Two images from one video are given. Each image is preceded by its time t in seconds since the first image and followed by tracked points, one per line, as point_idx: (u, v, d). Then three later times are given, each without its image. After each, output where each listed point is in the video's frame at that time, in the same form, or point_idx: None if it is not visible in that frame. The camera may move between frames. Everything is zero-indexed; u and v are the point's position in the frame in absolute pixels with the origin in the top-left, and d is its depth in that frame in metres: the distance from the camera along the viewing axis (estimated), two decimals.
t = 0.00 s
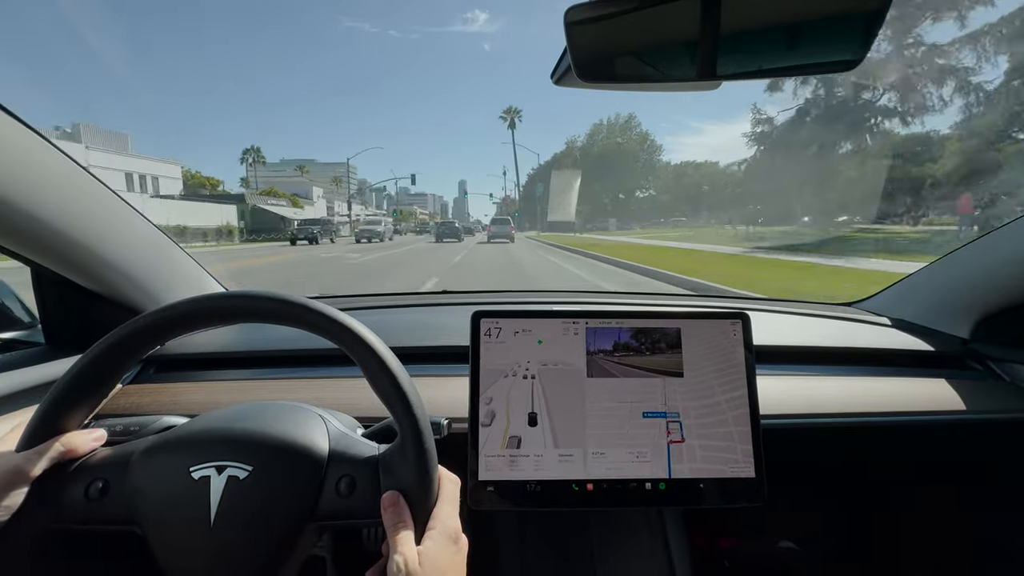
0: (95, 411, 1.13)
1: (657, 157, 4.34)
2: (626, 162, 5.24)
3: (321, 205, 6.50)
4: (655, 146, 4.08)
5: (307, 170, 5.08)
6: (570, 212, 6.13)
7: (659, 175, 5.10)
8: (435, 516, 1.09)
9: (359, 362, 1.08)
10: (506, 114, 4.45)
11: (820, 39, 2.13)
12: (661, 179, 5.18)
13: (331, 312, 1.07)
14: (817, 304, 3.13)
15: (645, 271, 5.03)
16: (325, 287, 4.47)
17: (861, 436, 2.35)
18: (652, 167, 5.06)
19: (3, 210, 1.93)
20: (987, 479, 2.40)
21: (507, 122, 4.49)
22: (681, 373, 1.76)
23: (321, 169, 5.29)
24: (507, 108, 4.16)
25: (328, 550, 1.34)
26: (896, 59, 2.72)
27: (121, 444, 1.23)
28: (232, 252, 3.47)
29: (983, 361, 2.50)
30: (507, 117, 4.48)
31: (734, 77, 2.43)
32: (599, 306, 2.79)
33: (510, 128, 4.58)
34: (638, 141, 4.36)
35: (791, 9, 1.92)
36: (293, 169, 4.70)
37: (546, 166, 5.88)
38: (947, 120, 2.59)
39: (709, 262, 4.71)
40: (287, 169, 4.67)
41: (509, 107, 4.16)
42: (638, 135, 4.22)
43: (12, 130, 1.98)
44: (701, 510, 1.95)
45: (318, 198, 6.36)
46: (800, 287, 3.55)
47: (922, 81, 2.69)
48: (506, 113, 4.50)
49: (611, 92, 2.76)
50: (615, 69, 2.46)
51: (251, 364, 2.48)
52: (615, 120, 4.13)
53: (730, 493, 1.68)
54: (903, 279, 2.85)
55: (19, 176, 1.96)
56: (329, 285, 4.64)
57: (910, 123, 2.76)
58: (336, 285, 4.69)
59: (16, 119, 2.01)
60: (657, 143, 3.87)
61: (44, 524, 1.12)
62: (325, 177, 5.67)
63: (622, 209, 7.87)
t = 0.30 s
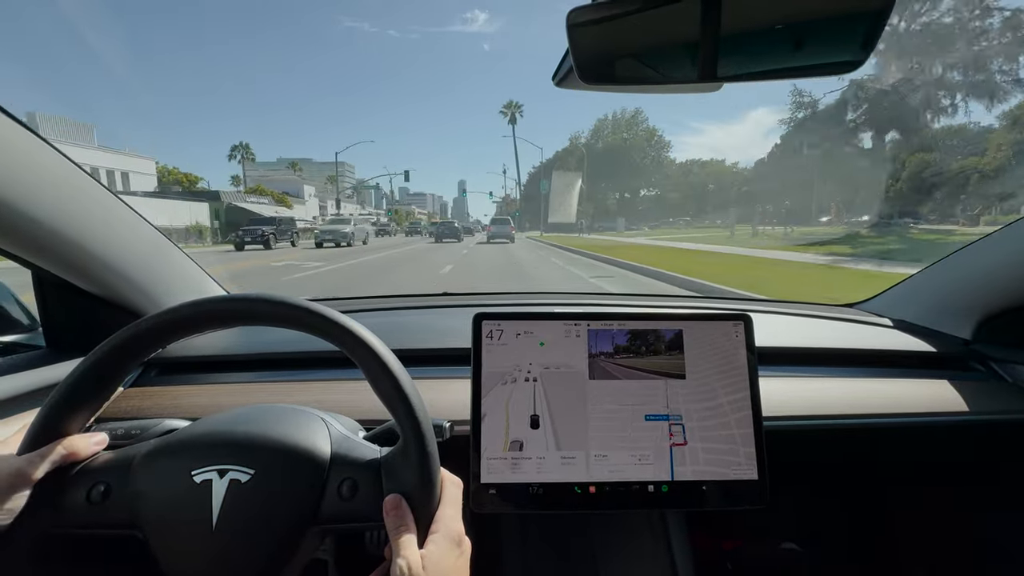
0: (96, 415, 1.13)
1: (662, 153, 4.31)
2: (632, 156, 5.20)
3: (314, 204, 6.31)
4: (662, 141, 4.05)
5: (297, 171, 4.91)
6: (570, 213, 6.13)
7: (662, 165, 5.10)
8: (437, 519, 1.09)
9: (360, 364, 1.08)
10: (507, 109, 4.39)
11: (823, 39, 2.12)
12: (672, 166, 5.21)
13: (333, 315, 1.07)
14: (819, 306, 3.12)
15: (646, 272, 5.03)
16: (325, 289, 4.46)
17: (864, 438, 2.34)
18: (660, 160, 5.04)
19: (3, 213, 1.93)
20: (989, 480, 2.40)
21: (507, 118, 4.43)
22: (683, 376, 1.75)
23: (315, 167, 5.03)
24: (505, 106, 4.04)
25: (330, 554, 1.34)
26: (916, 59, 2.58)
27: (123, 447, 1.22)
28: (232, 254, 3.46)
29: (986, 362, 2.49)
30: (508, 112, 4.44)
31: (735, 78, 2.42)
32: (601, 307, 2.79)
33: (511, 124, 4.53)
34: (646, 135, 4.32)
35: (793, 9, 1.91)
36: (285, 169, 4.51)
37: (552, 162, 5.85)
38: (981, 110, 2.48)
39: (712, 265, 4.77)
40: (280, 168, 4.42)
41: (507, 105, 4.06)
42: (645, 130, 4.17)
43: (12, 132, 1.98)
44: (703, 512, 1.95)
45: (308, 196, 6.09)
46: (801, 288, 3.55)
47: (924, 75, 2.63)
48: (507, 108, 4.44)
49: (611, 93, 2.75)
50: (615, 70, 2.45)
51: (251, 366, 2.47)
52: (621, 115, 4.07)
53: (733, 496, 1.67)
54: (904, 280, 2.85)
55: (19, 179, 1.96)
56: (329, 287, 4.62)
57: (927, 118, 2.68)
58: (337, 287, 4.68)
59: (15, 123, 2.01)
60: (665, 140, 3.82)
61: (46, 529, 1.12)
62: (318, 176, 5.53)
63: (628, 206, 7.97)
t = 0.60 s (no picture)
0: (97, 415, 1.13)
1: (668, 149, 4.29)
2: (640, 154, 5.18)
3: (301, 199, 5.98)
4: (670, 136, 4.02)
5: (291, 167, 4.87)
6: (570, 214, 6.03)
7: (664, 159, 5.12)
8: (438, 517, 1.09)
9: (361, 364, 1.08)
10: (510, 101, 4.29)
11: (822, 40, 2.12)
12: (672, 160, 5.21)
13: (333, 315, 1.07)
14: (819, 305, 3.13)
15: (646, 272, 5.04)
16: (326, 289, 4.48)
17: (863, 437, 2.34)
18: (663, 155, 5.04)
19: (6, 214, 1.94)
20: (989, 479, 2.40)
21: (508, 112, 4.37)
22: (682, 376, 1.75)
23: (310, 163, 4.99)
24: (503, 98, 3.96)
25: (330, 553, 1.34)
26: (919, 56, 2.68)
27: (123, 446, 1.23)
28: (232, 253, 3.47)
29: (986, 361, 2.49)
30: (508, 108, 4.40)
31: (736, 78, 2.43)
32: (601, 307, 2.79)
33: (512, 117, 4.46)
34: (654, 130, 4.31)
35: (792, 10, 1.92)
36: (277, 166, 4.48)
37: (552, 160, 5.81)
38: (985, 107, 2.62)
39: (712, 266, 4.77)
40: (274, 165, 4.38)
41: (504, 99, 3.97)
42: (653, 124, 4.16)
43: (17, 134, 1.99)
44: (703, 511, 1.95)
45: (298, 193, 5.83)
46: (801, 288, 3.56)
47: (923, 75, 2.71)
48: (508, 102, 4.35)
49: (611, 93, 2.76)
50: (616, 70, 2.45)
51: (252, 366, 2.48)
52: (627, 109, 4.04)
53: (733, 496, 1.68)
54: (903, 280, 2.86)
55: (22, 180, 1.96)
56: (329, 287, 4.63)
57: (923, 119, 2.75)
58: (338, 286, 4.70)
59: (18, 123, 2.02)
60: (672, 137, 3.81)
61: (46, 528, 1.12)
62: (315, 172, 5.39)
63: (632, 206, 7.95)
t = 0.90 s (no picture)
0: (96, 413, 1.13)
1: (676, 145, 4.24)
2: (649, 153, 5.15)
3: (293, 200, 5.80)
4: (679, 132, 3.98)
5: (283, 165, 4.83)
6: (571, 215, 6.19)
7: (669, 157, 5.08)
8: (437, 515, 1.09)
9: (359, 363, 1.08)
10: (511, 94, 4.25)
11: (820, 42, 2.13)
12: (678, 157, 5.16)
13: (332, 314, 1.07)
14: (819, 305, 3.13)
15: (646, 272, 5.04)
16: (325, 288, 4.48)
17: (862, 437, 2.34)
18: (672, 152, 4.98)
19: (4, 214, 1.94)
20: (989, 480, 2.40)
21: (506, 106, 4.29)
22: (682, 376, 1.76)
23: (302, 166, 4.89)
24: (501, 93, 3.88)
25: (329, 552, 1.34)
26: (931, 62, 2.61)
27: (123, 445, 1.23)
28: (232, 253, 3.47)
29: (986, 362, 2.49)
30: (508, 102, 4.36)
31: (735, 78, 2.43)
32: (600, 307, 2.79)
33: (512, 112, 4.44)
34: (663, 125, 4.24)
35: (790, 11, 1.92)
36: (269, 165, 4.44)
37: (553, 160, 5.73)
38: (994, 110, 2.54)
39: (711, 267, 4.76)
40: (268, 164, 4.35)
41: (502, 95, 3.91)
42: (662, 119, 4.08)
43: (16, 134, 1.99)
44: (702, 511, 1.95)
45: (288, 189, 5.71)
46: (801, 287, 3.55)
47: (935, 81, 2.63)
48: (508, 96, 4.33)
49: (610, 92, 2.76)
50: (615, 70, 2.46)
51: (251, 365, 2.48)
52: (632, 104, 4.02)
53: (732, 496, 1.68)
54: (903, 279, 2.85)
55: (20, 180, 1.96)
56: (328, 287, 4.63)
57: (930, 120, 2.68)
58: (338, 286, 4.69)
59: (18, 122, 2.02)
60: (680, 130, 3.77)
61: (46, 526, 1.12)
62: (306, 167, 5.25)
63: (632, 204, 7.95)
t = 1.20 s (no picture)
0: (94, 416, 1.13)
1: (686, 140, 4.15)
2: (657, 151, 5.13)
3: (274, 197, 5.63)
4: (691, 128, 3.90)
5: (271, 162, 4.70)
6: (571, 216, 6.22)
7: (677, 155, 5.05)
8: (438, 512, 1.09)
9: (359, 363, 1.08)
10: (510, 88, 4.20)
11: (820, 42, 2.13)
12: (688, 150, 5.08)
13: (331, 314, 1.07)
14: (819, 306, 3.12)
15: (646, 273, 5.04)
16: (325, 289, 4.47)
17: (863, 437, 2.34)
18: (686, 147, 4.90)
19: (3, 215, 1.93)
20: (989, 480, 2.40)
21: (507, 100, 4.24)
22: (682, 377, 1.75)
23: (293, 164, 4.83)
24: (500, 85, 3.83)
25: (329, 553, 1.34)
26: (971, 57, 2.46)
27: (121, 449, 1.22)
28: (231, 254, 3.47)
29: (986, 362, 2.49)
30: (508, 95, 4.31)
31: (734, 79, 2.42)
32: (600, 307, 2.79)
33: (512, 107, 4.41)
34: (671, 120, 4.15)
35: (790, 13, 1.93)
36: (261, 162, 4.39)
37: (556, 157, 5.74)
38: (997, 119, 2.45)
39: (712, 267, 4.76)
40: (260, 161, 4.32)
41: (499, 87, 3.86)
42: (671, 114, 3.99)
43: (13, 135, 1.98)
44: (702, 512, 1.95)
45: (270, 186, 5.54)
46: (801, 287, 3.55)
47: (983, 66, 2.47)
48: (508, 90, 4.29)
49: (610, 93, 2.75)
50: (615, 71, 2.46)
51: (251, 366, 2.47)
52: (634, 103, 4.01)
53: (733, 497, 1.68)
54: (903, 279, 2.85)
55: (19, 180, 1.96)
56: (327, 287, 4.62)
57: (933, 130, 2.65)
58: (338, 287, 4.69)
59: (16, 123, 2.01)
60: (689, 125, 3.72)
61: (45, 531, 1.12)
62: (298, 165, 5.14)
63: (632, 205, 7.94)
